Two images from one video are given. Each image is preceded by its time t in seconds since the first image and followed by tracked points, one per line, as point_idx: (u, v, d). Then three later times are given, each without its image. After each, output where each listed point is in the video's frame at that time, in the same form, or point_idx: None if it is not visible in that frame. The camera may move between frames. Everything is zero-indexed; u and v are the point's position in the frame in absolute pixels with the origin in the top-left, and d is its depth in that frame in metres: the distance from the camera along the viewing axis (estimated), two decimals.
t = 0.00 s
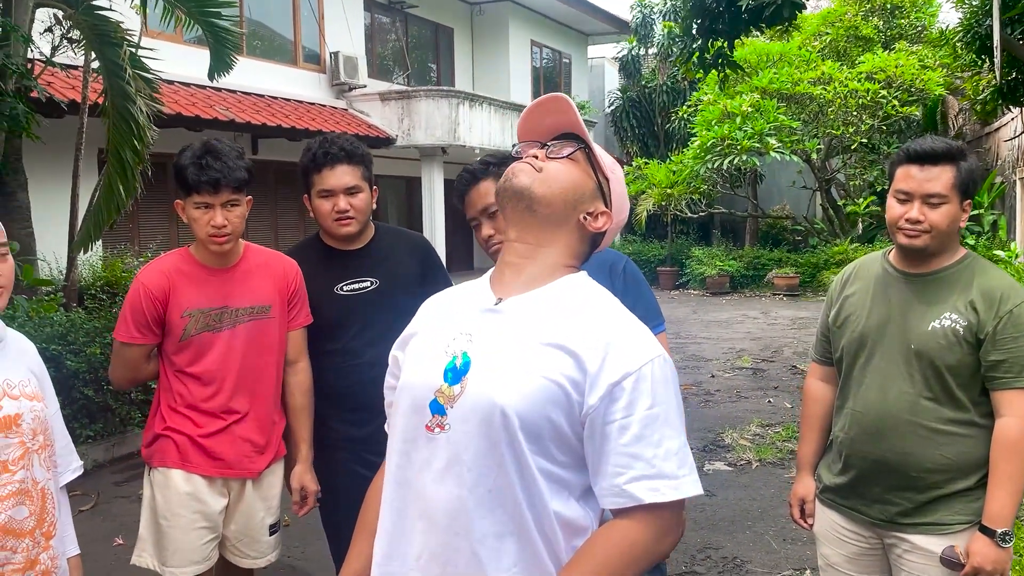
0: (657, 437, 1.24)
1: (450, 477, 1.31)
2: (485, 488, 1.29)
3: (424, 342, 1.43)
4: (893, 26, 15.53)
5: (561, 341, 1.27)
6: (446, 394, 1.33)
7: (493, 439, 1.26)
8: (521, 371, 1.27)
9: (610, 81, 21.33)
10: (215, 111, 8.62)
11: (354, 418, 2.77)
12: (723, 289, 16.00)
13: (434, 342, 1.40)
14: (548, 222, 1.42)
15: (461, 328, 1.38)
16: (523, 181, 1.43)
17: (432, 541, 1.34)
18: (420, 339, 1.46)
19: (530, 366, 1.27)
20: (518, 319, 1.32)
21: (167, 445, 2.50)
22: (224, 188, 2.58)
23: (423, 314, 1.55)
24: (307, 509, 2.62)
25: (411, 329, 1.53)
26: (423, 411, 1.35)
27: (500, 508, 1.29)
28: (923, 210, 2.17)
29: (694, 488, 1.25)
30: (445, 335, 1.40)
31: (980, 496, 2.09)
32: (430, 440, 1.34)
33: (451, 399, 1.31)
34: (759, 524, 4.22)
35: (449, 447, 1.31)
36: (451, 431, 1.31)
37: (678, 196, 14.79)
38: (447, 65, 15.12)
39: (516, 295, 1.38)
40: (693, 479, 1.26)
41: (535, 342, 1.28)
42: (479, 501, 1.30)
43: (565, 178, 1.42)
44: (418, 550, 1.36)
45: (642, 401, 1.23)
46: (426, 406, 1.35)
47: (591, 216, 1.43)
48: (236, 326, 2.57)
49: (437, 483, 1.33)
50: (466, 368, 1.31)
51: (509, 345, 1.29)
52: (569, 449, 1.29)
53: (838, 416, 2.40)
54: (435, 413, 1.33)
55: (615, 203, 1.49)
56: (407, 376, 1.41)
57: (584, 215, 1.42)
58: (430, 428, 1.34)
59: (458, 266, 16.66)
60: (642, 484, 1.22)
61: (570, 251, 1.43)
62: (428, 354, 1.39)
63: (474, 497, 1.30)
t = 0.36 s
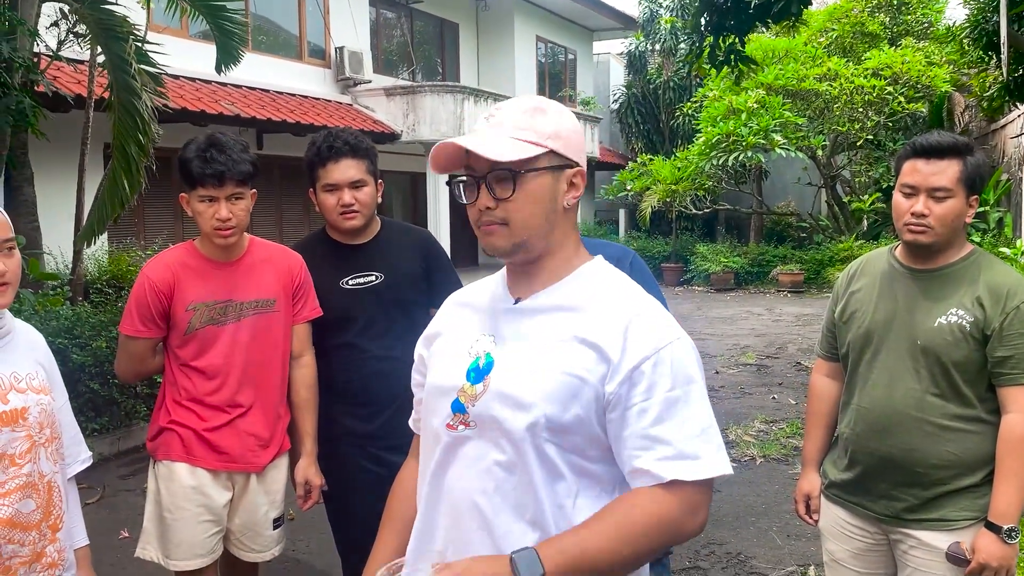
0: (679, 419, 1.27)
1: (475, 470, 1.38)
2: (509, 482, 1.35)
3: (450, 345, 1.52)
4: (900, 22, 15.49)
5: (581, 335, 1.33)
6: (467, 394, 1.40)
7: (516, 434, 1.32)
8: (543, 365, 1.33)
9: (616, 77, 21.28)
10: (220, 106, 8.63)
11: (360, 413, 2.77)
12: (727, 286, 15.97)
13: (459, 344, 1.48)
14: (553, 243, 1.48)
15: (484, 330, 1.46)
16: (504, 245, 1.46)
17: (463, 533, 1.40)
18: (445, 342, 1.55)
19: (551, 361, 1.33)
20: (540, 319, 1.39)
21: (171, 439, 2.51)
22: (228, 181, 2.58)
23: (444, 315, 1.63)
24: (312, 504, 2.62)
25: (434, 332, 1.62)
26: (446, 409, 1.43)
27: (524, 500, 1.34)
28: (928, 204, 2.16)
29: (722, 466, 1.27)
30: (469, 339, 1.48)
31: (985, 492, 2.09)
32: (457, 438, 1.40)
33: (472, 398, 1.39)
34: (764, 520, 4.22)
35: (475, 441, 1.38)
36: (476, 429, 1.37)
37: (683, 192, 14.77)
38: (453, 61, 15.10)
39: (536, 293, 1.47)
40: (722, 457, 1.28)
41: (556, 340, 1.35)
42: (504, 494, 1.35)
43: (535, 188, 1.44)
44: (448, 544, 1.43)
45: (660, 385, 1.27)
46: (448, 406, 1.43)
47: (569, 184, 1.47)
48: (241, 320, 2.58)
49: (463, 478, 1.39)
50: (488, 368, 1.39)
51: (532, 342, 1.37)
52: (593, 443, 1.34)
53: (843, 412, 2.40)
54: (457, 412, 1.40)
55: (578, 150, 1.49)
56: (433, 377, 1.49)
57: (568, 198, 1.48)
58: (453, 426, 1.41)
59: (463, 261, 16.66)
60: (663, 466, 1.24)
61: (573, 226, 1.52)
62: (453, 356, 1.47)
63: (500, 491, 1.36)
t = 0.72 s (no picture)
0: (653, 358, 1.30)
1: (498, 488, 1.47)
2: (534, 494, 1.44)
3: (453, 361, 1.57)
4: (899, 22, 15.48)
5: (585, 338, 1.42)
6: (482, 417, 1.49)
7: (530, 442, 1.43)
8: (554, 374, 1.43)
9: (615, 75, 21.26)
10: (218, 104, 8.61)
11: (358, 412, 2.78)
12: (725, 285, 15.97)
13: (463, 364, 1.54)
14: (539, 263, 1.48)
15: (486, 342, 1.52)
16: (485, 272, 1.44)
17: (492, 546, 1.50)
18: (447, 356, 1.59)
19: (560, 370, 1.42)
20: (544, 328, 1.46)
21: (166, 437, 2.51)
22: (224, 178, 2.58)
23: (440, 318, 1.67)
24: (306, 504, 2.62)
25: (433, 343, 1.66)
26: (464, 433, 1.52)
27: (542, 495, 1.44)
28: (926, 204, 2.17)
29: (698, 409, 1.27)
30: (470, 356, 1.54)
31: (980, 491, 2.09)
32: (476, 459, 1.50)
33: (487, 421, 1.48)
34: (760, 519, 4.23)
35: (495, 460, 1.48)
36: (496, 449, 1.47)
37: (682, 191, 14.77)
38: (452, 59, 15.09)
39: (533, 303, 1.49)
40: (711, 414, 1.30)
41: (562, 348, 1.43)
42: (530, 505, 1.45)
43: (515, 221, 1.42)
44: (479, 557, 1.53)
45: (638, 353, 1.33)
46: (464, 430, 1.52)
47: (545, 198, 1.46)
48: (237, 318, 2.58)
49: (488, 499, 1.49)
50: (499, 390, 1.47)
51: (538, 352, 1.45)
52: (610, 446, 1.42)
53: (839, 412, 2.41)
54: (473, 434, 1.49)
55: (547, 162, 1.45)
56: (443, 399, 1.57)
57: (544, 216, 1.47)
58: (472, 449, 1.50)
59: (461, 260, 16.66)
60: (642, 357, 1.30)
61: (560, 227, 1.53)
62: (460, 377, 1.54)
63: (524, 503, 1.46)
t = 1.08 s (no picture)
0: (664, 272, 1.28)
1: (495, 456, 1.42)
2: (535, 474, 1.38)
3: (460, 348, 1.54)
4: (895, 27, 15.52)
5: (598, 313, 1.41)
6: (491, 394, 1.44)
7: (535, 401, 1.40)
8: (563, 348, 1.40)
9: (612, 80, 21.31)
10: (215, 109, 8.62)
11: (354, 419, 2.78)
12: (722, 289, 15.97)
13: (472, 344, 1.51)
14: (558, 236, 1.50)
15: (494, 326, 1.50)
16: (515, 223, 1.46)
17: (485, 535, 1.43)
18: (457, 344, 1.56)
19: (572, 343, 1.40)
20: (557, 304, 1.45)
21: (160, 444, 2.51)
22: (226, 182, 2.60)
23: (454, 316, 1.64)
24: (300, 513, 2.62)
25: (444, 337, 1.62)
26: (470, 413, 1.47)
27: (539, 461, 1.39)
28: (919, 209, 2.19)
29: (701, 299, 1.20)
30: (480, 340, 1.51)
31: (973, 498, 2.10)
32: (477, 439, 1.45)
33: (496, 398, 1.43)
34: (756, 524, 4.24)
35: (497, 442, 1.43)
36: (498, 428, 1.42)
37: (679, 196, 14.80)
38: (449, 64, 15.12)
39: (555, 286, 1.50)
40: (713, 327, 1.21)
41: (575, 321, 1.42)
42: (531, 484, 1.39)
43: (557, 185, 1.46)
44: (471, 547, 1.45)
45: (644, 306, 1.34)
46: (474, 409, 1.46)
47: (590, 184, 1.48)
48: (232, 325, 2.59)
49: (490, 481, 1.43)
50: (508, 366, 1.43)
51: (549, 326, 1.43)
52: (616, 425, 1.36)
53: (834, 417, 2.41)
54: (482, 413, 1.45)
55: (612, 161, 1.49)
56: (449, 382, 1.53)
57: (581, 197, 1.48)
58: (476, 430, 1.45)
59: (458, 264, 16.67)
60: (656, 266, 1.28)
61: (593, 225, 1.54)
62: (467, 361, 1.50)
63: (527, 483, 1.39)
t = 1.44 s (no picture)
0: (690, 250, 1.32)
1: (490, 453, 1.41)
2: (527, 472, 1.38)
3: (454, 352, 1.54)
4: (890, 39, 15.61)
5: (597, 313, 1.42)
6: (485, 395, 1.44)
7: (530, 393, 1.39)
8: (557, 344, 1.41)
9: (609, 90, 21.39)
10: (212, 116, 8.63)
11: (344, 429, 2.78)
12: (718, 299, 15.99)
13: (467, 346, 1.51)
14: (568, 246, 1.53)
15: (489, 330, 1.51)
16: (538, 216, 1.50)
17: (477, 535, 1.42)
18: (450, 349, 1.56)
19: (567, 341, 1.40)
20: (556, 306, 1.45)
21: (149, 454, 2.50)
22: (226, 187, 2.65)
23: (447, 324, 1.64)
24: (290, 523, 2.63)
25: (437, 344, 1.62)
26: (464, 415, 1.46)
27: (534, 458, 1.38)
28: (910, 221, 2.20)
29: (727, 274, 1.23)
30: (474, 344, 1.52)
31: (962, 510, 2.11)
32: (470, 439, 1.44)
33: (491, 398, 1.43)
34: (749, 535, 4.24)
35: (489, 441, 1.42)
36: (491, 428, 1.42)
37: (675, 206, 14.83)
38: (446, 73, 15.16)
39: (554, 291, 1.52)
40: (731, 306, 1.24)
41: (575, 319, 1.43)
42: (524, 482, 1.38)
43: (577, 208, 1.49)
44: (462, 548, 1.44)
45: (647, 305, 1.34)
46: (467, 410, 1.46)
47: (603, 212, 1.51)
48: (224, 334, 2.60)
49: (481, 480, 1.42)
50: (503, 366, 1.43)
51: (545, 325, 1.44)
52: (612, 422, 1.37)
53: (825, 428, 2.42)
54: (475, 414, 1.44)
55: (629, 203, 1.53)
56: (440, 385, 1.52)
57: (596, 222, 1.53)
58: (469, 429, 1.45)
59: (454, 272, 16.67)
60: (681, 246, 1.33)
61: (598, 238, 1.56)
62: (460, 362, 1.50)
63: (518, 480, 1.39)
